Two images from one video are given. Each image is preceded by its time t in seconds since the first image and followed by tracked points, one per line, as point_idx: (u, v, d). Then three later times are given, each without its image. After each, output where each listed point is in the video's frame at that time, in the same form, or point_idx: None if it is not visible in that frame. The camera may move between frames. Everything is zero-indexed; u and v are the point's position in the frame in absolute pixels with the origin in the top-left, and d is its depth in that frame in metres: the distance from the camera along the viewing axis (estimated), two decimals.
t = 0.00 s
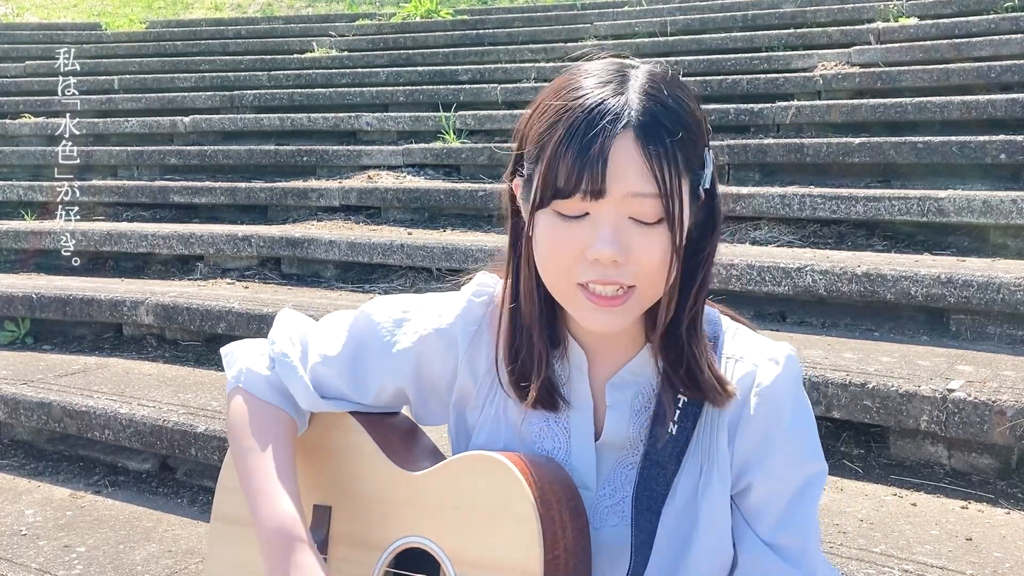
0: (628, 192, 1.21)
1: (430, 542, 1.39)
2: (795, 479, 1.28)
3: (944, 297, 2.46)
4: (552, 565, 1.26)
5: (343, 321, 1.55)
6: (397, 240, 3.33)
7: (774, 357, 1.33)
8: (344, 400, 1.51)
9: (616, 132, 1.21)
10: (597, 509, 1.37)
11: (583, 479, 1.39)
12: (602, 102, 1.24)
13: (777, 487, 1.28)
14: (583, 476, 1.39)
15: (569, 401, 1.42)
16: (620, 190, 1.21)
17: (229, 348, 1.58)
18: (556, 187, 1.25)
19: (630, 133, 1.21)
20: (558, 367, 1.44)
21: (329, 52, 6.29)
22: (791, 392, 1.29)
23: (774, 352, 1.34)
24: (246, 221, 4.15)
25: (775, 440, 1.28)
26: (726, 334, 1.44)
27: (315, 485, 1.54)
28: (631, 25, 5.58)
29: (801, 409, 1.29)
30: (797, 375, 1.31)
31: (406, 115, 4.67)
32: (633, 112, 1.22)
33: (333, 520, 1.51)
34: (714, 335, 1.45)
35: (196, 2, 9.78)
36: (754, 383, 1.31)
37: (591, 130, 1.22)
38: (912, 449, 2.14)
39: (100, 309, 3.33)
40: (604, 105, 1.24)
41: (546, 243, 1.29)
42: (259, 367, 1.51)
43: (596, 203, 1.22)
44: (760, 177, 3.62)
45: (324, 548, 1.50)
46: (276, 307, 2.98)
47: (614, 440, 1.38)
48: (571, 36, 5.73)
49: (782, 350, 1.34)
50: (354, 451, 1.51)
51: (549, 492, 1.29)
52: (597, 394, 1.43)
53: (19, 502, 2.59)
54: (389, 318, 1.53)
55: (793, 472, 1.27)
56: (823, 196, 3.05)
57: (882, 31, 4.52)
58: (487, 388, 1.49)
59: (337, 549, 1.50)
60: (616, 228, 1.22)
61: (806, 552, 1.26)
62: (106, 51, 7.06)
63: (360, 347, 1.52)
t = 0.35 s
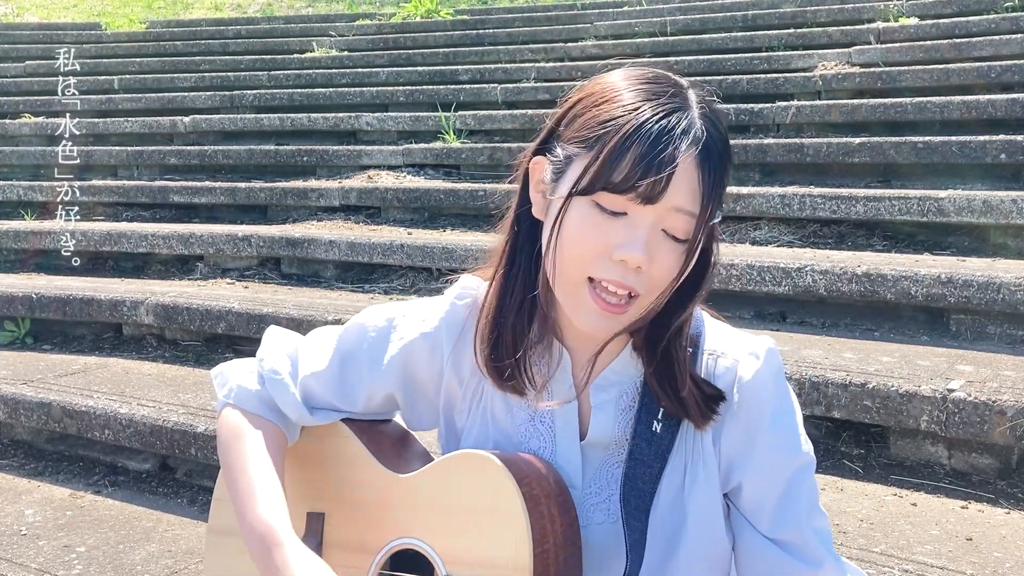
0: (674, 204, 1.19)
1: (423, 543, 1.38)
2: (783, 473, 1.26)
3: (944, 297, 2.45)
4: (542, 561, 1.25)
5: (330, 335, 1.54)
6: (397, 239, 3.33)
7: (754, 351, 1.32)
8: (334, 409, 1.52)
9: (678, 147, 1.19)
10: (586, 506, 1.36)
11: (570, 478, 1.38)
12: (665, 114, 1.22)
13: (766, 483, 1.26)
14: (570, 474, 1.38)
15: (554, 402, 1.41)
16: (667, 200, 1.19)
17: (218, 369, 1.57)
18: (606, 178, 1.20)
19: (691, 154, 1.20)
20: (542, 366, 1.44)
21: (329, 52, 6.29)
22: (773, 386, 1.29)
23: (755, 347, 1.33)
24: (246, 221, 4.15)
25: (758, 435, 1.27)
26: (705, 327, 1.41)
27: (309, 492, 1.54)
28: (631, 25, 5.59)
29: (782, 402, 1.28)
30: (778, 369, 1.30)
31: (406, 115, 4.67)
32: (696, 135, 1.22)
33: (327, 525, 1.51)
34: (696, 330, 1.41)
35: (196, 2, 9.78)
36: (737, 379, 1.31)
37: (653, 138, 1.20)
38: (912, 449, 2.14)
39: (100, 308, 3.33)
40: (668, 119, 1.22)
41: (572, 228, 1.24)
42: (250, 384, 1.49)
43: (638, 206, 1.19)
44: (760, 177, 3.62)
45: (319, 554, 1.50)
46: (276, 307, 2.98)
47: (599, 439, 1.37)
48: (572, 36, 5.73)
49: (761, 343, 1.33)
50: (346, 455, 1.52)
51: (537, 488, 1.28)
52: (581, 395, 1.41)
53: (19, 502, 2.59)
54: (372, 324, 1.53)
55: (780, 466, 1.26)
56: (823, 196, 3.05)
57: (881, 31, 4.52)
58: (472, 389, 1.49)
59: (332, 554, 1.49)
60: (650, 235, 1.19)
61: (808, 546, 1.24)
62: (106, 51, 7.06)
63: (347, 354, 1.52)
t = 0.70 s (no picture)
0: (683, 208, 1.18)
1: (423, 539, 1.39)
2: (787, 477, 1.27)
3: (944, 297, 2.46)
4: (544, 561, 1.26)
5: (340, 332, 1.53)
6: (397, 239, 3.33)
7: (765, 357, 1.32)
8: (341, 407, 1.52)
9: (688, 150, 1.18)
10: (590, 503, 1.36)
11: (576, 474, 1.38)
12: (679, 115, 1.21)
13: (770, 485, 1.28)
14: (575, 470, 1.38)
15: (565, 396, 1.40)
16: (676, 205, 1.18)
17: (229, 362, 1.57)
18: (616, 179, 1.20)
19: (703, 157, 1.19)
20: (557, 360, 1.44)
21: (329, 52, 6.29)
22: (784, 391, 1.29)
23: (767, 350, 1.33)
24: (247, 221, 4.16)
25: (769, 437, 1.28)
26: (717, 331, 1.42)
27: (312, 487, 1.55)
28: (631, 25, 5.59)
29: (792, 407, 1.29)
30: (789, 375, 1.30)
31: (406, 115, 4.67)
32: (710, 137, 1.20)
33: (329, 520, 1.51)
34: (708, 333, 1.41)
35: (196, 2, 9.79)
36: (746, 382, 1.31)
37: (665, 141, 1.19)
38: (912, 449, 2.14)
39: (100, 309, 3.33)
40: (682, 119, 1.20)
41: (581, 227, 1.25)
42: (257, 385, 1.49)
43: (647, 208, 1.19)
44: (760, 177, 3.62)
45: (321, 549, 1.50)
46: (276, 307, 2.98)
47: (608, 435, 1.37)
48: (571, 36, 5.73)
49: (773, 348, 1.34)
50: (349, 453, 1.52)
51: (541, 487, 1.29)
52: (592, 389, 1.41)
53: (19, 502, 2.59)
54: (385, 319, 1.52)
55: (783, 470, 1.27)
56: (823, 196, 3.05)
57: (881, 31, 4.52)
58: (483, 383, 1.48)
59: (334, 548, 1.50)
60: (658, 238, 1.19)
61: (800, 549, 1.26)
62: (106, 51, 7.07)
63: (358, 349, 1.51)
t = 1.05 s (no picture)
0: (688, 215, 1.18)
1: (430, 536, 1.40)
2: (784, 485, 1.28)
3: (944, 297, 2.46)
4: (550, 562, 1.26)
5: (350, 323, 1.55)
6: (397, 239, 3.33)
7: (776, 363, 1.32)
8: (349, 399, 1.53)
9: (693, 155, 1.18)
10: (597, 504, 1.36)
11: (582, 475, 1.38)
12: (684, 119, 1.20)
13: (768, 491, 1.28)
14: (582, 470, 1.38)
15: (574, 396, 1.41)
16: (681, 211, 1.17)
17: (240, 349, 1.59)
18: (620, 186, 1.21)
19: (708, 161, 1.18)
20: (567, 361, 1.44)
21: (329, 52, 6.29)
22: (794, 397, 1.29)
23: (778, 356, 1.34)
24: (247, 221, 4.16)
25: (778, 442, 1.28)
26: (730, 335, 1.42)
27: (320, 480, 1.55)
28: (631, 25, 5.59)
29: (800, 413, 1.29)
30: (800, 382, 1.31)
31: (406, 115, 4.67)
32: (715, 141, 1.19)
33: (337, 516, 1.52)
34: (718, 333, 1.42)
35: (196, 2, 9.80)
36: (757, 385, 1.31)
37: (669, 147, 1.19)
38: (911, 449, 2.14)
39: (100, 309, 3.33)
40: (687, 124, 1.20)
41: (587, 234, 1.26)
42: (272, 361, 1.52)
43: (652, 215, 1.19)
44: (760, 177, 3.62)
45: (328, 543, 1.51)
46: (277, 307, 2.98)
47: (615, 435, 1.38)
48: (571, 36, 5.74)
49: (785, 356, 1.34)
50: (358, 448, 1.53)
51: (549, 488, 1.29)
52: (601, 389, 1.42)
53: (19, 501, 2.59)
54: (394, 314, 1.53)
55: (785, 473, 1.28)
56: (823, 196, 3.05)
57: (881, 31, 4.52)
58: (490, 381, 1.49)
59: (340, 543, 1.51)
60: (663, 244, 1.19)
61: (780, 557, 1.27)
62: (106, 51, 7.07)
63: (366, 343, 1.52)
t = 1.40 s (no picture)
0: (657, 215, 1.16)
1: (432, 537, 1.39)
2: (791, 495, 1.29)
3: (944, 297, 2.46)
4: (552, 569, 1.26)
5: (358, 315, 1.54)
6: (397, 239, 3.33)
7: (789, 372, 1.31)
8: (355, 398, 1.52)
9: (663, 153, 1.16)
10: (603, 515, 1.36)
11: (589, 484, 1.38)
12: (658, 118, 1.19)
13: (775, 501, 1.28)
14: (588, 479, 1.38)
15: (582, 407, 1.40)
16: (649, 211, 1.16)
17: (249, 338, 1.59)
18: (592, 189, 1.21)
19: (679, 159, 1.16)
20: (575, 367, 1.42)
21: (329, 52, 6.29)
22: (806, 407, 1.28)
23: (790, 363, 1.33)
24: (246, 221, 4.16)
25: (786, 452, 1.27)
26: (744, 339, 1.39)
27: (326, 477, 1.56)
28: (631, 25, 5.59)
29: (810, 423, 1.28)
30: (812, 391, 1.30)
31: (406, 114, 4.67)
32: (688, 138, 1.17)
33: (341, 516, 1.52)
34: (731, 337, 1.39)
35: (196, 2, 9.79)
36: (769, 393, 1.30)
37: (640, 149, 1.18)
38: (911, 449, 2.14)
39: (100, 309, 3.33)
40: (661, 122, 1.19)
41: (569, 240, 1.26)
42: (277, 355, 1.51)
43: (624, 217, 1.18)
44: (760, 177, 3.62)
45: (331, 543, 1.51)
46: (276, 307, 2.98)
47: (621, 444, 1.37)
48: (571, 36, 5.74)
49: (797, 362, 1.33)
50: (364, 451, 1.53)
51: (552, 493, 1.29)
52: (609, 396, 1.41)
53: (19, 501, 2.59)
54: (401, 314, 1.52)
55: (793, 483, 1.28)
56: (823, 196, 3.05)
57: (882, 31, 4.52)
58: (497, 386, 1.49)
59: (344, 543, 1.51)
60: (634, 246, 1.17)
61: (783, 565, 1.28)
62: (106, 51, 7.07)
63: (373, 342, 1.50)
